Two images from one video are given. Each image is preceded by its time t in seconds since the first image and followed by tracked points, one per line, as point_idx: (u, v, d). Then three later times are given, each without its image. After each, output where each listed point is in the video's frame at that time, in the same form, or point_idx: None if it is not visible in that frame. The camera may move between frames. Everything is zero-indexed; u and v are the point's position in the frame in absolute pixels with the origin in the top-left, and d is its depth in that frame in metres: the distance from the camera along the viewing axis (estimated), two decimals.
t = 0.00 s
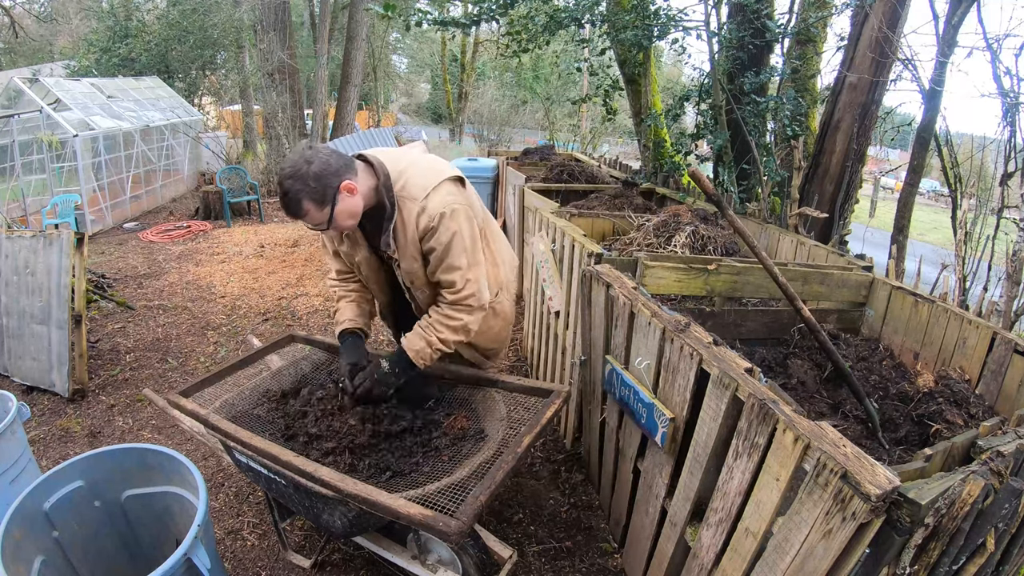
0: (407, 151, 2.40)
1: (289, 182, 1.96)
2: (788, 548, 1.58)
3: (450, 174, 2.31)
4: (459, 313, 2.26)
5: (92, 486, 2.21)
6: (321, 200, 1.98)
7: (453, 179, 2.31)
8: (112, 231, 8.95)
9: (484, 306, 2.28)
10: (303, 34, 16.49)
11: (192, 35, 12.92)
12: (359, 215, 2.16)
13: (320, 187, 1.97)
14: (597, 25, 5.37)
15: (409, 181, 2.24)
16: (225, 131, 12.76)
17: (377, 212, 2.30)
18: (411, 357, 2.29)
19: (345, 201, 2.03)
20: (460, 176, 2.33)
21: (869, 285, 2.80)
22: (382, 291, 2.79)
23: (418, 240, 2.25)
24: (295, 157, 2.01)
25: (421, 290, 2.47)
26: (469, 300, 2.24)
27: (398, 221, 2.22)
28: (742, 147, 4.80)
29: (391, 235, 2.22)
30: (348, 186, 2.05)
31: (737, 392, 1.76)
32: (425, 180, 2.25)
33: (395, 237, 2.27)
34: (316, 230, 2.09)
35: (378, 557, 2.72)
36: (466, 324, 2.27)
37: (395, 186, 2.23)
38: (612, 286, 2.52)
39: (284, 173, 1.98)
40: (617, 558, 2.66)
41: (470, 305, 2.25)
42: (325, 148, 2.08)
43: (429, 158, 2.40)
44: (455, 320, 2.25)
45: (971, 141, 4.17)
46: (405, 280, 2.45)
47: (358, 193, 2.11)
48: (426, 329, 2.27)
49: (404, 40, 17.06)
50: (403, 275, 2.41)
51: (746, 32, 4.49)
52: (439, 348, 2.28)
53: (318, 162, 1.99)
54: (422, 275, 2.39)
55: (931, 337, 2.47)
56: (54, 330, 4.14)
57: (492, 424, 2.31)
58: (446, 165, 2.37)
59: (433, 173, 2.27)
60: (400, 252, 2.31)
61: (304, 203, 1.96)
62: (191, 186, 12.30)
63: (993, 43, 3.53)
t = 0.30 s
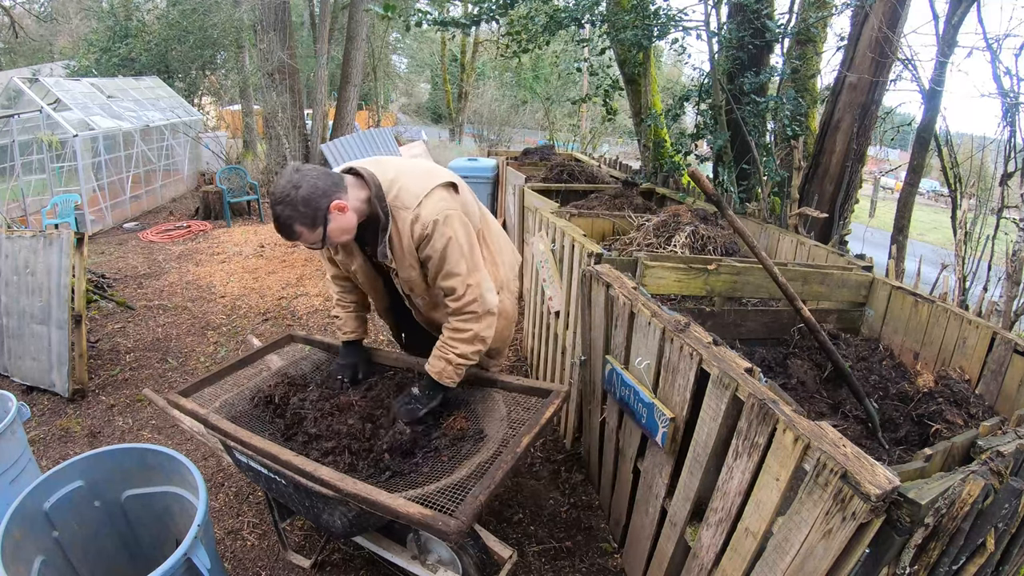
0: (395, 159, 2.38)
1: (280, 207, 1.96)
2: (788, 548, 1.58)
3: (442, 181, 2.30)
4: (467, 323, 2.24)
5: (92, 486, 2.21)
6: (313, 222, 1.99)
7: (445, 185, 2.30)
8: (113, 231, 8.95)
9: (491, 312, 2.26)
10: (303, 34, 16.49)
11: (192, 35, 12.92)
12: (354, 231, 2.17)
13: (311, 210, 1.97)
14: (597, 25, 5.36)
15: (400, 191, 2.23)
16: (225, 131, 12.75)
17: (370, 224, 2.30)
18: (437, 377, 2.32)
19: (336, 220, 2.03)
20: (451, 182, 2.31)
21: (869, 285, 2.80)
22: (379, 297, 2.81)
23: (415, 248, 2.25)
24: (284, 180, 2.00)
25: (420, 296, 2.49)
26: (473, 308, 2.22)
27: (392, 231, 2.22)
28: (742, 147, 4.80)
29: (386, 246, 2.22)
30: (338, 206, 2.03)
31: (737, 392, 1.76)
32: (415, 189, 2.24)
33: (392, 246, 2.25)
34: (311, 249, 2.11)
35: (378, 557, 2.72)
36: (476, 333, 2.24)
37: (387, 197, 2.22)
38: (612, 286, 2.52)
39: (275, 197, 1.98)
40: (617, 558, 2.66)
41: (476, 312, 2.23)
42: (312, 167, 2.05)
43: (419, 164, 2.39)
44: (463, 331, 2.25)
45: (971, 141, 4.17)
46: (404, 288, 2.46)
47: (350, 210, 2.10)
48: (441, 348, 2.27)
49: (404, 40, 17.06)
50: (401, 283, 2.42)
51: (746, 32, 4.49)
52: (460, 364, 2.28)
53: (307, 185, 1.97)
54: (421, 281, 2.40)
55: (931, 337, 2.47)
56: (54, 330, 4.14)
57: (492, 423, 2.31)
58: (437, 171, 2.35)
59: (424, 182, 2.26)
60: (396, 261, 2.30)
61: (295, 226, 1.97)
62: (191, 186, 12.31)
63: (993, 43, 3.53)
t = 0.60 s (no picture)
0: (396, 153, 2.41)
1: (285, 199, 1.96)
2: (788, 548, 1.58)
3: (444, 174, 2.31)
4: (487, 307, 2.29)
5: (92, 486, 2.21)
6: (317, 215, 1.99)
7: (447, 180, 2.31)
8: (112, 231, 8.95)
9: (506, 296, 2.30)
10: (303, 34, 16.49)
11: (192, 35, 12.92)
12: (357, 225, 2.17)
13: (316, 204, 1.97)
14: (597, 25, 5.36)
15: (403, 184, 2.25)
16: (225, 131, 12.75)
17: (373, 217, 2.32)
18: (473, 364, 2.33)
19: (341, 214, 2.04)
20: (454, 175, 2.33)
21: (869, 284, 2.80)
22: (375, 296, 2.81)
23: (417, 242, 2.25)
24: (289, 172, 2.00)
25: (423, 291, 2.50)
26: (495, 293, 2.26)
27: (394, 224, 2.23)
28: (742, 147, 4.80)
29: (389, 239, 2.22)
30: (344, 199, 2.04)
31: (737, 392, 1.76)
32: (417, 182, 2.25)
33: (392, 239, 2.25)
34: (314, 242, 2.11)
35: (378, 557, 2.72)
36: (501, 313, 2.30)
37: (389, 190, 2.24)
38: (612, 286, 2.52)
39: (279, 189, 1.98)
40: (617, 558, 2.66)
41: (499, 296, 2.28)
42: (318, 161, 2.07)
43: (420, 159, 2.40)
44: (487, 315, 2.29)
45: (971, 141, 4.17)
46: (405, 283, 2.47)
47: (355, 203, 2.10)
48: (472, 334, 2.30)
49: (404, 40, 17.05)
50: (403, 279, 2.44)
51: (746, 32, 4.49)
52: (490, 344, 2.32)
53: (314, 179, 1.98)
54: (423, 274, 2.41)
55: (931, 337, 2.47)
56: (54, 330, 4.14)
57: (492, 423, 2.32)
58: (439, 165, 2.37)
59: (426, 176, 2.28)
60: (398, 255, 2.31)
61: (300, 219, 1.97)
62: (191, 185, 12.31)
63: (993, 43, 3.53)
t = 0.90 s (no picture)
0: (399, 160, 2.39)
1: (297, 211, 1.94)
2: (788, 548, 1.58)
3: (448, 181, 2.33)
4: (484, 310, 2.38)
5: (92, 486, 2.21)
6: (329, 226, 1.98)
7: (452, 186, 2.33)
8: (112, 231, 8.95)
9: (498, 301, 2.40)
10: (303, 34, 16.49)
11: (192, 35, 12.92)
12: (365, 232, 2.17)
13: (329, 214, 1.97)
14: (597, 25, 5.36)
15: (408, 192, 2.24)
16: (226, 131, 12.76)
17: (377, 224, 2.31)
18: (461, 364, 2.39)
19: (352, 223, 2.04)
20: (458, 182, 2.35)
21: (869, 285, 2.80)
22: (377, 299, 2.79)
23: (422, 249, 2.26)
24: (298, 182, 1.98)
25: (427, 295, 2.47)
26: (490, 298, 2.37)
27: (399, 232, 2.22)
28: (742, 147, 4.80)
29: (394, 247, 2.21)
30: (355, 208, 2.04)
31: (737, 392, 1.76)
32: (423, 190, 2.25)
33: (397, 246, 2.24)
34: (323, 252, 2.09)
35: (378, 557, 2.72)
36: (494, 316, 2.40)
37: (394, 198, 2.22)
38: (612, 286, 2.52)
39: (290, 201, 1.95)
40: (617, 558, 2.66)
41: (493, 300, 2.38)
42: (327, 171, 2.06)
43: (423, 165, 2.40)
44: (482, 317, 2.39)
45: (971, 141, 4.17)
46: (410, 288, 2.43)
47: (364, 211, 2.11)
48: (465, 334, 2.37)
49: (404, 40, 17.05)
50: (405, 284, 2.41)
51: (746, 32, 4.49)
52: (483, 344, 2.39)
53: (325, 190, 1.97)
54: (427, 281, 2.40)
55: (931, 337, 2.47)
56: (54, 330, 4.14)
57: (493, 423, 2.32)
58: (443, 171, 2.38)
59: (431, 183, 2.28)
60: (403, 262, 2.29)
61: (311, 229, 1.96)
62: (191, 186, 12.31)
63: (993, 43, 3.53)
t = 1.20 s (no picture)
0: (399, 159, 2.39)
1: (299, 203, 1.92)
2: (788, 548, 1.58)
3: (448, 181, 2.33)
4: (451, 318, 2.37)
5: (92, 486, 2.21)
6: (332, 219, 1.97)
7: (452, 186, 2.33)
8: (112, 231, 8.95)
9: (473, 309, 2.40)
10: (303, 34, 16.50)
11: (192, 35, 12.92)
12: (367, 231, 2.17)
13: (332, 205, 1.96)
14: (597, 25, 5.36)
15: (408, 190, 2.24)
16: (226, 131, 12.75)
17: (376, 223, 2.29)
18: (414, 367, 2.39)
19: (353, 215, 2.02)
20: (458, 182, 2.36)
21: (869, 285, 2.80)
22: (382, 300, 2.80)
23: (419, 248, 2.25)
24: (300, 175, 1.98)
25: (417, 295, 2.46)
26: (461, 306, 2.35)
27: (397, 230, 2.20)
28: (742, 147, 4.81)
29: (390, 244, 2.20)
30: (356, 200, 2.05)
31: (737, 392, 1.76)
32: (423, 189, 2.25)
33: (393, 244, 2.23)
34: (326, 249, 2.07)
35: (378, 557, 2.72)
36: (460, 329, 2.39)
37: (393, 197, 2.21)
38: (613, 286, 2.52)
39: (292, 195, 1.94)
40: (617, 558, 2.66)
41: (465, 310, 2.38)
42: (328, 166, 2.06)
43: (424, 163, 2.40)
44: (448, 327, 2.37)
45: (971, 141, 4.17)
46: (401, 285, 2.41)
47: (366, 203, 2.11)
48: (423, 341, 2.36)
49: (404, 40, 17.06)
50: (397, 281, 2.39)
51: (746, 32, 4.49)
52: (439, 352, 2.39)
53: (326, 181, 1.97)
54: (419, 281, 2.38)
55: (931, 337, 2.47)
56: (54, 330, 4.14)
57: (492, 422, 2.32)
58: (443, 170, 2.38)
59: (431, 182, 2.28)
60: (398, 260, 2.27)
61: (315, 221, 1.94)
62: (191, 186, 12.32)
63: (993, 43, 3.53)
